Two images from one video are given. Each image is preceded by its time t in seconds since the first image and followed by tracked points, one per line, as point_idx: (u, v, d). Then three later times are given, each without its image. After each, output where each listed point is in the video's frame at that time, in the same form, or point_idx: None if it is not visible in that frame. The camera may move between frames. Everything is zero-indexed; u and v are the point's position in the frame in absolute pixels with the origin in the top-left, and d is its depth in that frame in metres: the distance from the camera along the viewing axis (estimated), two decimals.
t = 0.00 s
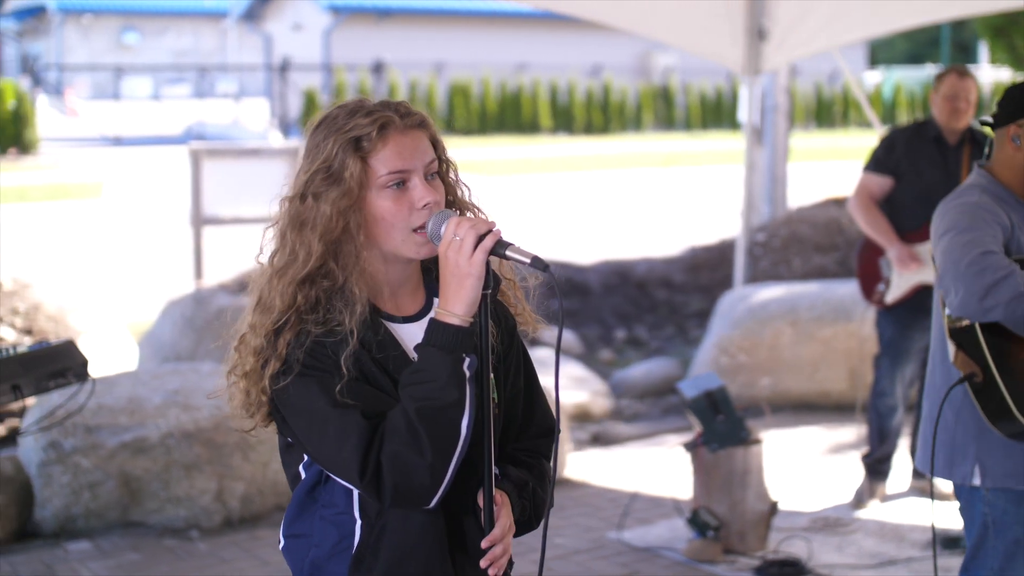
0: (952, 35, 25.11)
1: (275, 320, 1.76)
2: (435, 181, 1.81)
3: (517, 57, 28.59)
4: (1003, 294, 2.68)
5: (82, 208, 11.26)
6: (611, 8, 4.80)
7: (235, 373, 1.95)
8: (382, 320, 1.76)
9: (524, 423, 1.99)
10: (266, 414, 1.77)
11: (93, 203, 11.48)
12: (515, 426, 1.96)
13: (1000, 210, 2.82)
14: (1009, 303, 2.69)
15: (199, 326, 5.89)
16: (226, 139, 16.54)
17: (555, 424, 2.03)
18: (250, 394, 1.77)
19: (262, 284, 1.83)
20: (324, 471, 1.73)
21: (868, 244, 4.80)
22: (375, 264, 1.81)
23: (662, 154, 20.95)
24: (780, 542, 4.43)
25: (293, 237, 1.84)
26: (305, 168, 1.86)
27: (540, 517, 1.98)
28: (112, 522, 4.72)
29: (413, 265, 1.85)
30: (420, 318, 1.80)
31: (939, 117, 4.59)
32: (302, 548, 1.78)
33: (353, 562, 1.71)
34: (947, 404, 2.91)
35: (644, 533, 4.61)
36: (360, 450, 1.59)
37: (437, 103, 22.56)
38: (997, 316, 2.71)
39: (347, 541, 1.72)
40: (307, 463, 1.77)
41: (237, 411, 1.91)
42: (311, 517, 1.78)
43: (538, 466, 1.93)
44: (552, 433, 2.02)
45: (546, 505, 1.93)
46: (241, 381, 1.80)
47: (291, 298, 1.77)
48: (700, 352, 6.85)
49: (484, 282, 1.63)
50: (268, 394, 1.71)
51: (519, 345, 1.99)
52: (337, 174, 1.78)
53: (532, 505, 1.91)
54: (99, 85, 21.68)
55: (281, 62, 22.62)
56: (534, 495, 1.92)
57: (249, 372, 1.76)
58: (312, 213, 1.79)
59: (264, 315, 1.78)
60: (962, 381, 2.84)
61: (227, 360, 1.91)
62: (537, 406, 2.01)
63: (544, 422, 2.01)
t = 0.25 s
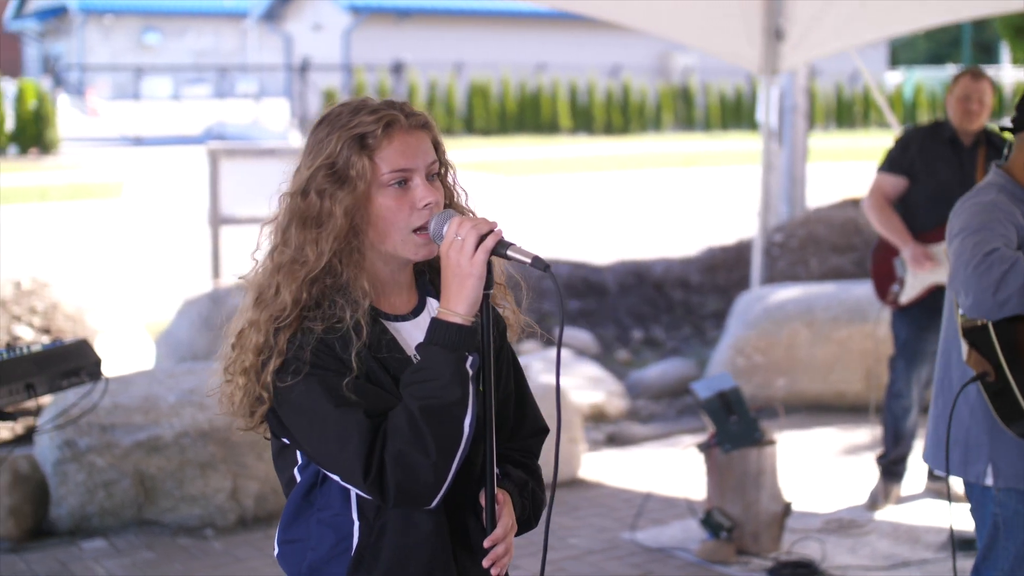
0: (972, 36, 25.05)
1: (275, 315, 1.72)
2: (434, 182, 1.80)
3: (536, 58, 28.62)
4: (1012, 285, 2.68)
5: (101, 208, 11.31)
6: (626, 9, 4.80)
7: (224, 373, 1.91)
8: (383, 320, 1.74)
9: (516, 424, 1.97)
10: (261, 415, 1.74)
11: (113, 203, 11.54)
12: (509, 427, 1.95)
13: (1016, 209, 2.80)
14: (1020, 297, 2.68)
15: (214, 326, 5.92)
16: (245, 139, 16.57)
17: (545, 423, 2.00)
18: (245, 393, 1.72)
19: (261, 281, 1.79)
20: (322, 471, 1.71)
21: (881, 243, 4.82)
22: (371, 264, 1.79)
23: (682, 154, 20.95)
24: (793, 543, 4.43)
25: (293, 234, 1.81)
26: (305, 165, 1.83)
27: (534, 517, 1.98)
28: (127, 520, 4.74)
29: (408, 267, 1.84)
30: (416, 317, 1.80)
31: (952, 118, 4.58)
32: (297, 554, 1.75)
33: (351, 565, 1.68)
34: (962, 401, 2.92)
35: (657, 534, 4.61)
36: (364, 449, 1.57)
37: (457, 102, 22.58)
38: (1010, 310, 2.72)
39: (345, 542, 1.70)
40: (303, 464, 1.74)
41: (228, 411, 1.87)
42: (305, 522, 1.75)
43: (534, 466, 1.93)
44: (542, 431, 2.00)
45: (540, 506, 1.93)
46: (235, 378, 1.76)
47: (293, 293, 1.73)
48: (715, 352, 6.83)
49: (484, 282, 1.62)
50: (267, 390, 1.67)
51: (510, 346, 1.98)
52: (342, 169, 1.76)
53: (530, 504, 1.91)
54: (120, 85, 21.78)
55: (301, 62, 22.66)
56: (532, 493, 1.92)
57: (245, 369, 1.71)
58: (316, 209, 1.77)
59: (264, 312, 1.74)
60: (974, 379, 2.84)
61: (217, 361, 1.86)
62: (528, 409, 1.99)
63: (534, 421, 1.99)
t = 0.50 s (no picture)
0: (993, 37, 24.97)
1: (275, 310, 1.70)
2: (434, 184, 1.79)
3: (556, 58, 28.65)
4: (1011, 283, 2.64)
5: (121, 208, 11.36)
6: (642, 9, 4.79)
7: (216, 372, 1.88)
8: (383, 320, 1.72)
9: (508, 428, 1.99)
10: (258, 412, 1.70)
11: (132, 203, 11.58)
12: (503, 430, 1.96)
13: None
14: (1017, 296, 2.65)
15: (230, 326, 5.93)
16: (264, 139, 16.62)
17: (531, 431, 2.06)
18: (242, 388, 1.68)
19: (260, 278, 1.77)
20: (317, 471, 1.72)
21: (895, 245, 4.81)
22: (371, 262, 1.77)
23: (700, 155, 20.93)
24: (806, 545, 4.42)
25: (293, 232, 1.79)
26: (305, 164, 1.81)
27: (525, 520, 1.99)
28: (141, 519, 4.76)
29: (404, 268, 1.83)
30: (413, 318, 1.79)
31: (965, 116, 4.56)
32: (292, 554, 1.76)
33: (349, 566, 1.69)
34: (964, 398, 2.91)
35: (670, 535, 4.60)
36: (367, 448, 1.55)
37: (475, 102, 22.62)
38: (1005, 309, 2.68)
39: (341, 544, 1.71)
40: (299, 465, 1.75)
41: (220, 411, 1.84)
42: (301, 522, 1.76)
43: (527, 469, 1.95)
44: (528, 436, 2.04)
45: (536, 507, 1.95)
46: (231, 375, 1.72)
47: (294, 288, 1.71)
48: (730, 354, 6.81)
49: (484, 282, 1.62)
50: (264, 386, 1.63)
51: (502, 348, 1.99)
52: (345, 166, 1.74)
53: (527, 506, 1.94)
54: (140, 85, 21.87)
55: (320, 62, 22.72)
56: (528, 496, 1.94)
57: (245, 366, 1.68)
58: (319, 207, 1.75)
59: (265, 307, 1.71)
60: (973, 375, 2.82)
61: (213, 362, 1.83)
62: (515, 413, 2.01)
63: (520, 425, 2.02)
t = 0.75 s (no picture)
0: (1018, 38, 24.86)
1: (282, 311, 1.69)
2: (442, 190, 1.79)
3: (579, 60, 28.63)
4: (1008, 286, 2.68)
5: (144, 209, 11.41)
6: (662, 12, 4.80)
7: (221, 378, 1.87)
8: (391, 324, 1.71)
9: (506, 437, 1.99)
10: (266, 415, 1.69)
11: (155, 204, 11.64)
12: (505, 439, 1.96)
13: None
14: (1013, 300, 2.68)
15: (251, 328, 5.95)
16: (286, 140, 16.67)
17: (526, 445, 2.04)
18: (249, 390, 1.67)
19: (270, 280, 1.76)
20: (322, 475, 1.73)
21: (914, 248, 4.79)
22: (378, 265, 1.76)
23: (723, 157, 20.89)
24: (823, 549, 4.41)
25: (302, 233, 1.78)
26: (315, 166, 1.81)
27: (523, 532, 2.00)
28: (159, 520, 4.77)
29: (413, 275, 1.81)
30: (419, 325, 1.79)
31: (985, 120, 4.55)
32: (294, 559, 1.77)
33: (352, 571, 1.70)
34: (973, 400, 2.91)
35: (687, 538, 4.60)
36: (378, 451, 1.54)
37: (498, 104, 22.66)
38: (1000, 310, 2.72)
39: (344, 550, 1.71)
40: (302, 471, 1.77)
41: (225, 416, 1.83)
42: (302, 527, 1.77)
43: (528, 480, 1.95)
44: (524, 451, 2.03)
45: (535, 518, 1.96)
46: (238, 377, 1.71)
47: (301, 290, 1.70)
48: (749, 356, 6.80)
49: (491, 286, 1.62)
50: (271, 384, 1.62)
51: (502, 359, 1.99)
52: (353, 169, 1.74)
53: (526, 516, 1.95)
54: (165, 87, 21.94)
55: (343, 64, 22.76)
56: (527, 505, 1.95)
57: (252, 368, 1.67)
58: (326, 207, 1.74)
59: (271, 309, 1.71)
60: (975, 375, 2.86)
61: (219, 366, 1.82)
62: (514, 427, 2.01)
63: (517, 442, 2.02)
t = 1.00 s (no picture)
0: None
1: (292, 311, 1.69)
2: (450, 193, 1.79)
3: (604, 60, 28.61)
4: (1014, 288, 2.69)
5: (168, 209, 11.45)
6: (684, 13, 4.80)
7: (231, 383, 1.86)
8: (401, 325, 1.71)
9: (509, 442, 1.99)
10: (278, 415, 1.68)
11: (177, 203, 11.68)
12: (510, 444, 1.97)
13: None
14: (1020, 302, 2.69)
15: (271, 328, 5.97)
16: (310, 140, 16.70)
17: (528, 454, 2.03)
18: (261, 390, 1.66)
19: (281, 282, 1.76)
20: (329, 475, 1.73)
21: (933, 252, 4.79)
22: (388, 266, 1.76)
23: (748, 157, 20.85)
24: (841, 551, 4.40)
25: (311, 234, 1.78)
26: (325, 169, 1.81)
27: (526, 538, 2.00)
28: (179, 518, 4.79)
29: (423, 278, 1.81)
30: (430, 327, 1.78)
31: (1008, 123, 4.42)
32: (300, 559, 1.77)
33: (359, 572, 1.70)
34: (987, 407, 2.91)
35: (705, 539, 4.59)
36: (390, 451, 1.53)
37: (522, 104, 22.68)
38: (1010, 315, 2.72)
39: (350, 551, 1.71)
40: (310, 471, 1.77)
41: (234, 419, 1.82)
42: (308, 527, 1.77)
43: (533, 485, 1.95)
44: (526, 459, 2.03)
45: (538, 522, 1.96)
46: (249, 376, 1.70)
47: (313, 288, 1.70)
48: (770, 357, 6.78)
49: (498, 288, 1.61)
50: (283, 383, 1.61)
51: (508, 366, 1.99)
52: (362, 171, 1.74)
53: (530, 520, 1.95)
54: (191, 86, 22.03)
55: (368, 64, 22.79)
56: (532, 510, 1.95)
57: (265, 370, 1.66)
58: (337, 208, 1.74)
59: (281, 308, 1.70)
60: (985, 382, 2.85)
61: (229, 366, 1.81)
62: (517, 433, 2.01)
63: (519, 450, 2.01)
